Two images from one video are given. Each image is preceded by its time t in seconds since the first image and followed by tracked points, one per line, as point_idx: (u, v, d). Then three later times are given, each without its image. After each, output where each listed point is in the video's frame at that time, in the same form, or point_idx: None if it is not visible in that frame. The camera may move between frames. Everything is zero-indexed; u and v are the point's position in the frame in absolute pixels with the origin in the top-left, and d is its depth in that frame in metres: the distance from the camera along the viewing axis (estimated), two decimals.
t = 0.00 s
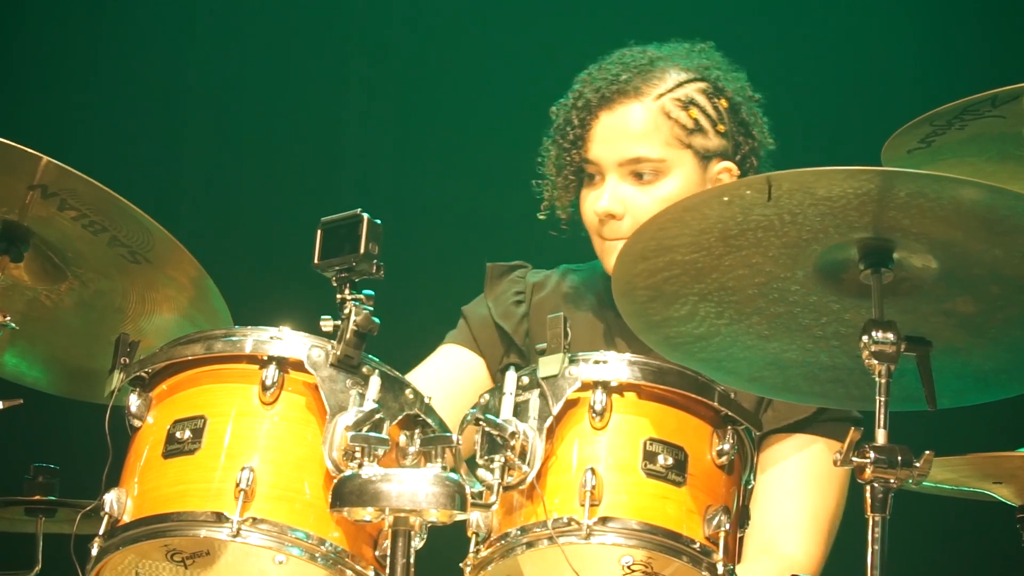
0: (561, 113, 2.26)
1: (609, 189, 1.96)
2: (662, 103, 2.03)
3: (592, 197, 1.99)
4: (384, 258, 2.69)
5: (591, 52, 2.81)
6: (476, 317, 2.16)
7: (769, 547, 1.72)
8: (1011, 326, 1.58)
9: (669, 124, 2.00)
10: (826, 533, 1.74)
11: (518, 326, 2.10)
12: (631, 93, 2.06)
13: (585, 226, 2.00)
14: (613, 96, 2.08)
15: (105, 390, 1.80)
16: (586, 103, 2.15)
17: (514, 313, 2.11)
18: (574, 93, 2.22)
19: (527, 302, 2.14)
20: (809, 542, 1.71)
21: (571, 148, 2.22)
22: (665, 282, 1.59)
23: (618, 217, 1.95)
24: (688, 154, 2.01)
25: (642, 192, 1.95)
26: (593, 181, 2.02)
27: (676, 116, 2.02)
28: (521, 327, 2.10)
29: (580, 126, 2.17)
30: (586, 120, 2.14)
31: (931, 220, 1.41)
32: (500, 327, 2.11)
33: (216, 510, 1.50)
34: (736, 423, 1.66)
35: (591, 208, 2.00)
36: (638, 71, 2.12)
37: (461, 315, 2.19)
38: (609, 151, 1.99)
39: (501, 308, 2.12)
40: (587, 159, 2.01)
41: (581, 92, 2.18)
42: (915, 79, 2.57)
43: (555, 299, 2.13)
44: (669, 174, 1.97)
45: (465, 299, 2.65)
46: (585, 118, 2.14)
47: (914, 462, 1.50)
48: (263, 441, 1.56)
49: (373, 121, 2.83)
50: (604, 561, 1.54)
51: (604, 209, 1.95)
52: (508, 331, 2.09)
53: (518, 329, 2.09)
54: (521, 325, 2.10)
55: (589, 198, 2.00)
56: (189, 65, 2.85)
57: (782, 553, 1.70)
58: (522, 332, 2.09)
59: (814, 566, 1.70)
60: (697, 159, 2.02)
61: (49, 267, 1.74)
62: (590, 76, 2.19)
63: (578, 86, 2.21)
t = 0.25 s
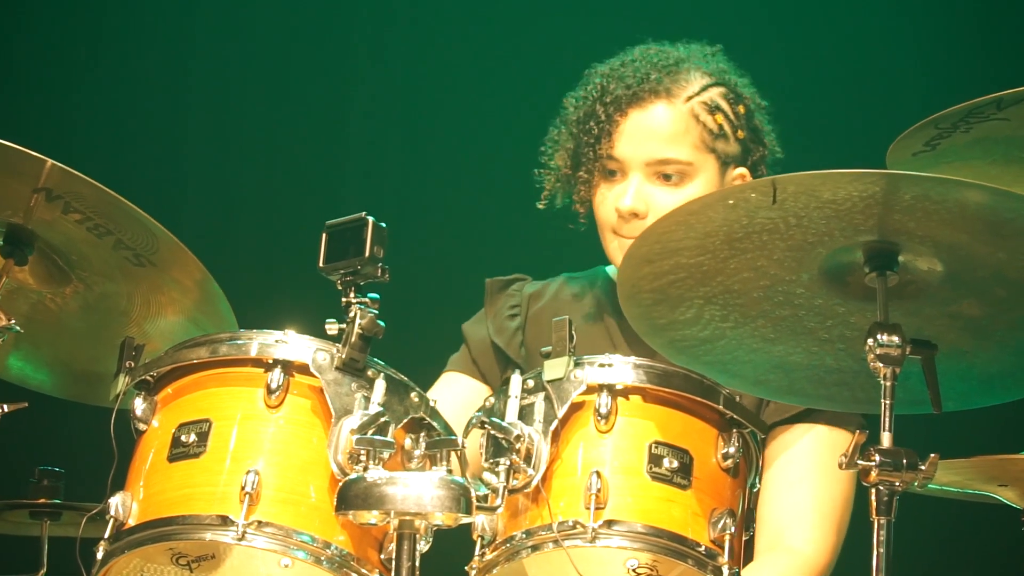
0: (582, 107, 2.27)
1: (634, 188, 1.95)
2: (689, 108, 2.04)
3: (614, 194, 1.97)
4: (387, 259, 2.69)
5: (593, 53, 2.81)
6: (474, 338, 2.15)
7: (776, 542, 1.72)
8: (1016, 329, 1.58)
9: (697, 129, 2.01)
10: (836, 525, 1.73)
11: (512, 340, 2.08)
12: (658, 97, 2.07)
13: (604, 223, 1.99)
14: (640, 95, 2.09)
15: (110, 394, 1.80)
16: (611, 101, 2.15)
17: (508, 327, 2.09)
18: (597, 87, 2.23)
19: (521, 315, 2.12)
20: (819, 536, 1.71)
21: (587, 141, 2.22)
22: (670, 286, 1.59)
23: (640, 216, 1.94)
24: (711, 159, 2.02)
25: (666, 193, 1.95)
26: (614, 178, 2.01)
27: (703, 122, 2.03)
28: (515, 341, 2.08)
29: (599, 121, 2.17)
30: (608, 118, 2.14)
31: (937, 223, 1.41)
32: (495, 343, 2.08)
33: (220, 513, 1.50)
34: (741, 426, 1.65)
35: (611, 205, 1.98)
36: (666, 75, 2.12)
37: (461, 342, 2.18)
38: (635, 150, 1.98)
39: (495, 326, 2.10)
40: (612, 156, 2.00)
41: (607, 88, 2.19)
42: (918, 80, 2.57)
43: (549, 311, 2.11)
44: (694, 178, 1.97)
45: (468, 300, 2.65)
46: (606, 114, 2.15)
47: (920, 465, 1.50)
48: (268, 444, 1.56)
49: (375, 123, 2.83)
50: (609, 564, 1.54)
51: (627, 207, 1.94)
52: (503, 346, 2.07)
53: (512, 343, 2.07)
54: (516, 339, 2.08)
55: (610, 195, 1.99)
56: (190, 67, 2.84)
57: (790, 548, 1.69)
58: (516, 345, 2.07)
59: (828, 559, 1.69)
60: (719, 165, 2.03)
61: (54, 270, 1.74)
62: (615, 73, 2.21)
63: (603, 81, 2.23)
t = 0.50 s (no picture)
0: (563, 117, 2.27)
1: (629, 195, 1.95)
2: (673, 110, 2.04)
3: (608, 204, 1.97)
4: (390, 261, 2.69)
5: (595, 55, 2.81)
6: (481, 341, 2.16)
7: (782, 541, 1.72)
8: (1021, 330, 1.58)
9: (683, 129, 2.02)
10: (841, 523, 1.73)
11: (519, 343, 2.08)
12: (636, 102, 2.06)
13: (601, 232, 1.99)
14: (619, 103, 2.08)
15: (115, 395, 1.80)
16: (593, 109, 2.14)
17: (515, 330, 2.11)
18: (578, 97, 2.23)
19: (528, 317, 2.12)
20: (824, 535, 1.71)
21: (571, 152, 2.21)
22: (674, 287, 1.59)
23: (639, 223, 1.94)
24: (701, 158, 2.02)
25: (661, 196, 1.95)
26: (605, 187, 2.00)
27: (688, 122, 2.03)
28: (522, 343, 2.09)
29: (582, 129, 2.16)
30: (590, 127, 2.13)
31: (941, 224, 1.41)
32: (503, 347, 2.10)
33: (226, 514, 1.50)
34: (746, 427, 1.65)
35: (606, 214, 1.98)
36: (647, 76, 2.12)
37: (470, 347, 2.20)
38: (625, 157, 1.98)
39: (503, 329, 2.12)
40: (600, 165, 1.99)
41: (587, 98, 2.19)
42: (920, 81, 2.58)
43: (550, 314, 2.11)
44: (687, 179, 1.98)
45: (471, 302, 2.65)
46: (588, 122, 2.14)
47: (925, 466, 1.50)
48: (273, 446, 1.56)
49: (378, 125, 2.83)
50: (614, 565, 1.54)
51: (624, 215, 1.94)
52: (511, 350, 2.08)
53: (518, 345, 2.07)
54: (523, 341, 2.09)
55: (603, 204, 1.99)
56: (193, 68, 2.84)
57: (795, 547, 1.69)
58: (523, 347, 2.07)
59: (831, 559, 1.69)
60: (708, 162, 2.04)
61: (59, 271, 1.74)
62: (597, 82, 2.20)
63: (584, 91, 2.22)
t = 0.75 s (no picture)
0: (583, 101, 2.27)
1: (646, 177, 1.96)
2: (694, 100, 2.05)
3: (625, 185, 1.98)
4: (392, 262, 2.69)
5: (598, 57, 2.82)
6: (480, 357, 2.17)
7: (785, 544, 1.72)
8: None
9: (704, 118, 2.03)
10: (844, 526, 1.74)
11: (519, 355, 2.07)
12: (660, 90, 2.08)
13: (615, 214, 1.99)
14: (643, 89, 2.09)
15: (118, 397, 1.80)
16: (615, 97, 2.15)
17: (513, 344, 2.09)
18: (601, 81, 2.23)
19: (524, 327, 2.11)
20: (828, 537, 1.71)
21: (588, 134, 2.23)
22: (677, 289, 1.60)
23: (654, 205, 1.94)
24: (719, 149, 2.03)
25: (678, 181, 1.96)
26: (622, 170, 2.01)
27: (708, 112, 2.04)
28: (522, 354, 2.08)
29: (603, 112, 2.17)
30: (611, 114, 2.14)
31: (945, 226, 1.41)
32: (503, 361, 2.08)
33: (229, 516, 1.51)
34: (749, 429, 1.65)
35: (622, 197, 1.99)
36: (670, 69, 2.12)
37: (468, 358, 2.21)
38: (643, 141, 1.99)
39: (501, 345, 2.10)
40: (619, 147, 2.00)
41: (610, 82, 2.19)
42: (923, 82, 2.57)
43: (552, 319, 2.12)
44: (704, 165, 1.98)
45: (473, 303, 2.65)
46: (609, 105, 2.16)
47: (928, 468, 1.50)
48: (276, 447, 1.56)
49: (379, 126, 2.83)
50: (617, 566, 1.54)
51: (640, 197, 1.95)
52: (511, 363, 2.06)
53: (519, 358, 2.06)
54: (523, 352, 2.08)
55: (619, 187, 1.99)
56: (195, 69, 2.84)
57: (799, 549, 1.69)
58: (524, 359, 2.06)
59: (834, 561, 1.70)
60: (725, 155, 2.04)
61: (62, 274, 1.74)
62: (620, 67, 2.21)
63: (606, 75, 2.23)
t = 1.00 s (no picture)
0: (585, 119, 2.33)
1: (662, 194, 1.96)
2: (695, 111, 2.08)
3: (639, 204, 1.98)
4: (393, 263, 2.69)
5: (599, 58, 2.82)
6: (484, 358, 2.18)
7: (793, 546, 1.72)
8: None
9: (708, 128, 2.05)
10: (852, 532, 1.73)
11: (520, 360, 2.09)
12: (662, 104, 2.11)
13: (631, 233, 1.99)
14: (645, 104, 2.14)
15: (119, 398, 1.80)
16: (618, 114, 2.21)
17: (515, 348, 2.10)
18: (601, 98, 2.30)
19: (528, 331, 2.12)
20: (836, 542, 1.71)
21: (593, 152, 2.29)
22: (679, 291, 1.60)
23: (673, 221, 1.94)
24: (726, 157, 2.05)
25: (693, 194, 1.96)
26: (633, 188, 2.01)
27: (711, 121, 2.06)
28: (523, 359, 2.09)
29: (607, 130, 2.23)
30: (615, 131, 2.20)
31: (946, 228, 1.41)
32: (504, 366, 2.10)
33: (230, 518, 1.51)
34: (751, 431, 1.66)
35: (637, 215, 1.99)
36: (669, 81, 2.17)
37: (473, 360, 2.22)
38: (653, 157, 2.00)
39: (503, 350, 2.11)
40: (629, 166, 2.00)
41: (611, 100, 2.26)
42: (924, 83, 2.57)
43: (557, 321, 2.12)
44: (716, 176, 1.99)
45: (474, 304, 2.65)
46: (613, 122, 2.22)
47: (929, 470, 1.50)
48: (277, 449, 1.56)
49: (380, 127, 2.83)
50: (618, 568, 1.54)
51: (657, 215, 1.95)
52: (511, 368, 2.08)
53: (518, 362, 2.07)
54: (523, 357, 2.09)
55: (633, 205, 2.00)
56: (195, 69, 2.83)
57: (807, 552, 1.69)
58: (524, 364, 2.08)
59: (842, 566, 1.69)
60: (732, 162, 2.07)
61: (63, 275, 1.74)
62: (621, 83, 2.27)
63: (607, 92, 2.29)
